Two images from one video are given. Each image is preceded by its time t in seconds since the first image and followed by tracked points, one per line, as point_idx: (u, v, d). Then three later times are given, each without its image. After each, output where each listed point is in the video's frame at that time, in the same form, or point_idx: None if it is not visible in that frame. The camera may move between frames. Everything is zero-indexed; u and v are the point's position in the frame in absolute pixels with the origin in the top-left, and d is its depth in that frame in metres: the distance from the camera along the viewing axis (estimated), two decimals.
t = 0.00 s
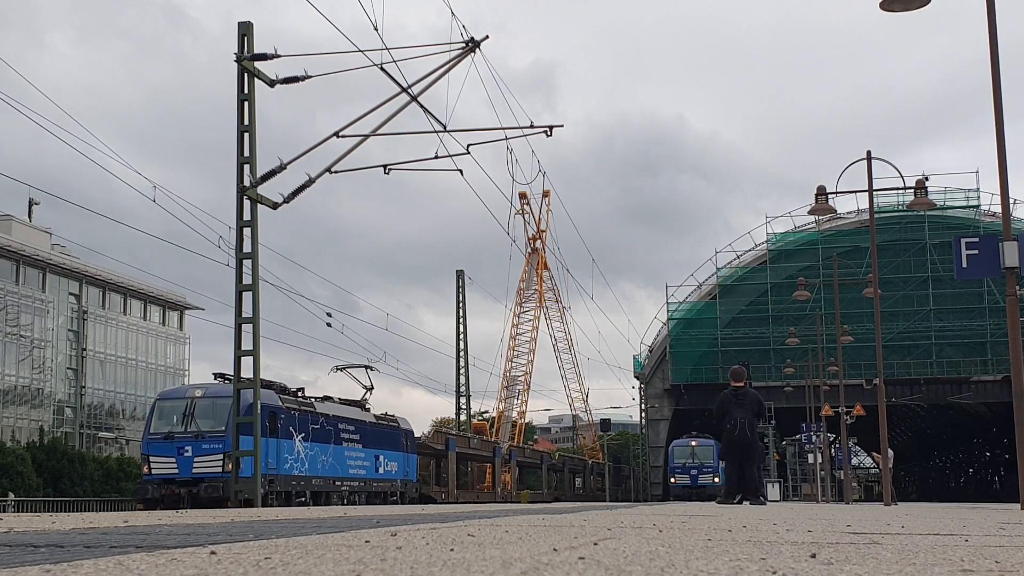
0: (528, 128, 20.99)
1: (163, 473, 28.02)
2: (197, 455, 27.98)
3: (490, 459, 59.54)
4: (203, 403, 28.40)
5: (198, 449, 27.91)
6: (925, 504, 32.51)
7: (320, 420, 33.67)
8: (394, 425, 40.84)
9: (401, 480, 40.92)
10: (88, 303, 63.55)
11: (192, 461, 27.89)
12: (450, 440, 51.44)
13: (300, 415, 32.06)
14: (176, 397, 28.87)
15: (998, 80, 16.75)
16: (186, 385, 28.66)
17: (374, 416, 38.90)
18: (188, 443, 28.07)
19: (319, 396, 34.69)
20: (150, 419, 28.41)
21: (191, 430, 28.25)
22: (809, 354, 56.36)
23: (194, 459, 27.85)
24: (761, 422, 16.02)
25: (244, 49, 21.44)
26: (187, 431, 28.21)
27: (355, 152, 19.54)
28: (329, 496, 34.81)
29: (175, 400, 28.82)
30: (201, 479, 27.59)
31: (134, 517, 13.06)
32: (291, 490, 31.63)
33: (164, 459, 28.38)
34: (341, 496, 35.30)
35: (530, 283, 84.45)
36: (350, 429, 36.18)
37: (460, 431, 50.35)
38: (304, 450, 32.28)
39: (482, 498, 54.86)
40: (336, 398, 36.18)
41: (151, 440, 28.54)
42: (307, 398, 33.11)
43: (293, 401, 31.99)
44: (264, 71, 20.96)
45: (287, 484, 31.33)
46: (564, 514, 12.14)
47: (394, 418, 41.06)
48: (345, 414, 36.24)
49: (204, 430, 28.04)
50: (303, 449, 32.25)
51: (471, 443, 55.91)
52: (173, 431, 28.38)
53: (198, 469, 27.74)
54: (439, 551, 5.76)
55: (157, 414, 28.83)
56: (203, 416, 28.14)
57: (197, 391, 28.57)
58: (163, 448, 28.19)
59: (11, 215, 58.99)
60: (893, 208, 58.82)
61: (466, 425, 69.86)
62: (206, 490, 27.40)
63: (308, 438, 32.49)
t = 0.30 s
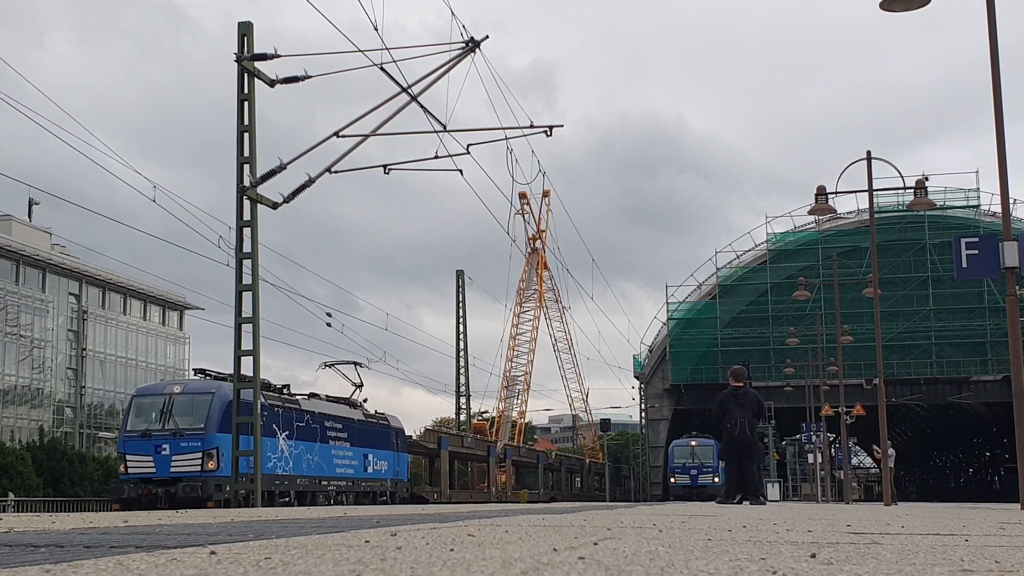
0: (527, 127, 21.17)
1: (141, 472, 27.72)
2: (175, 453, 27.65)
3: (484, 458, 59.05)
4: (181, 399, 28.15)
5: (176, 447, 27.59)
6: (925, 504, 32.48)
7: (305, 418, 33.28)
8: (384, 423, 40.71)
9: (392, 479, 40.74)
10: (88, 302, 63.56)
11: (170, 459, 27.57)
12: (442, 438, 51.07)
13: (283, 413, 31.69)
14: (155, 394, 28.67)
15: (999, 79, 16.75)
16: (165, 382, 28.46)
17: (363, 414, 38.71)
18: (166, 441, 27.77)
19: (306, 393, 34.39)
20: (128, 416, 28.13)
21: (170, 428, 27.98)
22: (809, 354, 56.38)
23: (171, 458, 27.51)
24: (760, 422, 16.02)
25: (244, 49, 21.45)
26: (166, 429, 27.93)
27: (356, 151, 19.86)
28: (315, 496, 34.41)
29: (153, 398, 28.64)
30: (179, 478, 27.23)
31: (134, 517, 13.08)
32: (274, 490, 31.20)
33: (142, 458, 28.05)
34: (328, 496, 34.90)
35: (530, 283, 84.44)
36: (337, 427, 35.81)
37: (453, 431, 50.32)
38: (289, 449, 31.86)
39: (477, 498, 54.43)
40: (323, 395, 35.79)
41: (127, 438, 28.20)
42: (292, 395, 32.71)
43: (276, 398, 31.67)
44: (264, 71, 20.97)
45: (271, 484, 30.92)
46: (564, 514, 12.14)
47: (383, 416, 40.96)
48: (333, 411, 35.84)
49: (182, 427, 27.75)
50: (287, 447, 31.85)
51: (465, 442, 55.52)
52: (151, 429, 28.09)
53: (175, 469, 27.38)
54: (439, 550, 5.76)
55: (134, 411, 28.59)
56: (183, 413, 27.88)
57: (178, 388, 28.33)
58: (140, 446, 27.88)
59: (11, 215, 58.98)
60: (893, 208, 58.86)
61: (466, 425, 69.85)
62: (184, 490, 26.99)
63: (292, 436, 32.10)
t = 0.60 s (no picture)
0: (528, 128, 21.24)
1: (116, 471, 26.97)
2: (152, 452, 26.90)
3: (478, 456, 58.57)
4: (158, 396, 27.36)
5: (153, 445, 26.83)
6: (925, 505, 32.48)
7: (289, 416, 32.56)
8: (374, 423, 40.02)
9: (381, 479, 40.01)
10: (88, 303, 63.57)
11: (146, 459, 26.82)
12: (436, 437, 50.69)
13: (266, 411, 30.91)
14: (130, 390, 27.84)
15: (998, 79, 16.75)
16: (140, 378, 27.62)
17: (352, 412, 38.04)
18: (142, 440, 27.02)
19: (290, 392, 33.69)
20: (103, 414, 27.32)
21: (145, 426, 27.19)
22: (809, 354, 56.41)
23: (148, 457, 26.78)
24: (760, 422, 16.04)
25: (244, 49, 21.44)
26: (141, 427, 27.16)
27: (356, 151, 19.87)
28: (300, 496, 33.65)
29: (128, 395, 27.80)
30: (156, 478, 26.53)
31: (135, 517, 13.13)
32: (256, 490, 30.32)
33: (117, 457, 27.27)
34: (314, 496, 34.09)
35: (529, 284, 84.45)
36: (324, 425, 35.06)
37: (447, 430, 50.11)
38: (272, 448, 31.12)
39: (470, 499, 53.96)
40: (309, 393, 35.04)
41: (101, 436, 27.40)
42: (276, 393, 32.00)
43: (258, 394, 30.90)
44: (264, 71, 20.97)
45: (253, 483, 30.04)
46: (564, 514, 12.23)
47: (372, 415, 40.28)
48: (320, 408, 35.06)
49: (159, 425, 27.00)
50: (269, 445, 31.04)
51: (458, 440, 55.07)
52: (126, 427, 27.29)
53: (152, 469, 26.69)
54: (440, 550, 5.78)
55: (109, 408, 27.78)
56: (159, 410, 27.09)
57: (153, 384, 27.53)
58: (115, 445, 27.09)
59: (11, 215, 58.98)
60: (893, 208, 58.88)
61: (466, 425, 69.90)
62: (162, 490, 26.30)
63: (274, 434, 31.32)
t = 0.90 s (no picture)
0: (528, 128, 21.43)
1: (90, 471, 25.46)
2: (127, 451, 25.40)
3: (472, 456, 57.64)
4: (134, 392, 25.77)
5: (128, 444, 25.36)
6: (924, 505, 32.47)
7: (273, 414, 31.13)
8: (363, 422, 38.78)
9: (370, 479, 38.65)
10: (88, 303, 63.56)
11: (121, 457, 25.31)
12: (428, 437, 49.85)
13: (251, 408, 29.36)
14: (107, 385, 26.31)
15: (998, 79, 16.75)
16: (116, 372, 26.06)
17: (340, 410, 36.78)
18: (117, 438, 25.51)
19: (274, 388, 32.22)
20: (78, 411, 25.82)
21: (121, 423, 25.65)
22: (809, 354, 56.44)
23: (123, 456, 25.27)
24: (761, 422, 16.04)
25: (245, 49, 21.45)
26: (117, 425, 25.62)
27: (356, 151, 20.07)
28: (286, 496, 32.27)
29: (103, 390, 26.26)
30: (131, 478, 25.02)
31: (136, 517, 13.17)
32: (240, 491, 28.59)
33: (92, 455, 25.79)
34: (299, 496, 32.71)
35: (530, 284, 84.45)
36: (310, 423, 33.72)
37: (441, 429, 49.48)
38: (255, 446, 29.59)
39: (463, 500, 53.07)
40: (294, 389, 33.56)
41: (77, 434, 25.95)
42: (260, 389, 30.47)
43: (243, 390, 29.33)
44: (264, 71, 21.00)
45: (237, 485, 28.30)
46: (564, 514, 12.30)
47: (362, 413, 39.06)
48: (305, 406, 33.63)
49: (135, 423, 25.47)
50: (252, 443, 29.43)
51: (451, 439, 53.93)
52: (101, 424, 25.75)
53: (127, 468, 25.17)
54: (439, 550, 5.79)
55: (85, 404, 26.27)
56: (134, 407, 25.53)
57: (129, 379, 25.96)
58: (90, 443, 25.60)
59: (11, 215, 58.95)
60: (894, 208, 58.90)
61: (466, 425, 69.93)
62: (136, 490, 24.78)
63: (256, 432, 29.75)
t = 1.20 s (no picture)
0: (528, 128, 21.47)
1: (62, 470, 24.67)
2: (101, 450, 24.63)
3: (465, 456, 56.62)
4: (109, 388, 25.04)
5: (102, 442, 24.59)
6: (924, 505, 32.46)
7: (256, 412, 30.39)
8: (352, 420, 38.14)
9: (358, 479, 38.04)
10: (88, 303, 63.55)
11: (94, 456, 24.55)
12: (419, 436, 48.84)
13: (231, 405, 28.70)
14: (80, 380, 25.55)
15: (998, 79, 16.75)
16: (90, 368, 25.32)
17: (328, 408, 36.10)
18: (90, 435, 24.74)
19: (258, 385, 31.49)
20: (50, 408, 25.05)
21: (95, 420, 24.88)
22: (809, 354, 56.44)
23: (97, 454, 24.51)
24: (762, 422, 16.03)
25: (245, 49, 21.46)
26: (90, 422, 24.85)
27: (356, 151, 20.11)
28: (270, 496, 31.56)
29: (77, 386, 25.50)
30: (105, 477, 24.24)
31: (136, 517, 13.16)
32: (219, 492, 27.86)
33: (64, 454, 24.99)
34: (283, 496, 32.00)
35: (529, 284, 84.46)
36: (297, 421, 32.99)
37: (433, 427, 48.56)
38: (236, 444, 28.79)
39: (458, 501, 52.10)
40: (280, 386, 32.74)
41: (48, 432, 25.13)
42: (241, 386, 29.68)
43: (224, 387, 28.66)
44: (264, 71, 20.99)
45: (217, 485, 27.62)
46: (565, 514, 12.37)
47: (351, 411, 38.44)
48: (291, 403, 32.90)
49: (109, 420, 24.71)
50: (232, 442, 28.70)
51: (444, 439, 52.80)
52: (74, 422, 24.96)
53: (101, 467, 24.38)
54: (439, 551, 5.79)
55: (57, 400, 25.47)
56: (110, 404, 24.79)
57: (104, 374, 25.22)
58: (61, 441, 24.82)
59: (11, 215, 58.90)
60: (893, 208, 58.92)
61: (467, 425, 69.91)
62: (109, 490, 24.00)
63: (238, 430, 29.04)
